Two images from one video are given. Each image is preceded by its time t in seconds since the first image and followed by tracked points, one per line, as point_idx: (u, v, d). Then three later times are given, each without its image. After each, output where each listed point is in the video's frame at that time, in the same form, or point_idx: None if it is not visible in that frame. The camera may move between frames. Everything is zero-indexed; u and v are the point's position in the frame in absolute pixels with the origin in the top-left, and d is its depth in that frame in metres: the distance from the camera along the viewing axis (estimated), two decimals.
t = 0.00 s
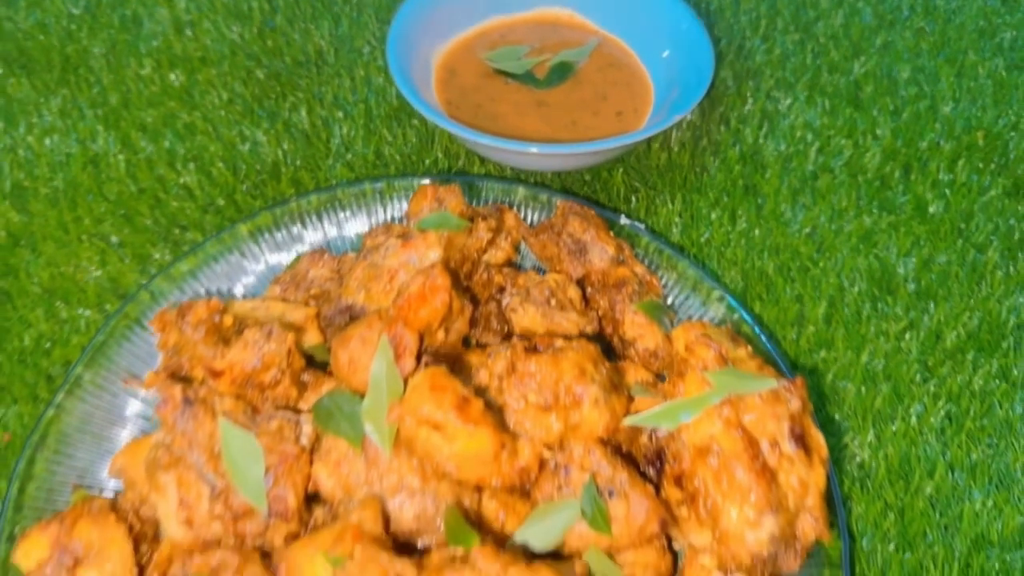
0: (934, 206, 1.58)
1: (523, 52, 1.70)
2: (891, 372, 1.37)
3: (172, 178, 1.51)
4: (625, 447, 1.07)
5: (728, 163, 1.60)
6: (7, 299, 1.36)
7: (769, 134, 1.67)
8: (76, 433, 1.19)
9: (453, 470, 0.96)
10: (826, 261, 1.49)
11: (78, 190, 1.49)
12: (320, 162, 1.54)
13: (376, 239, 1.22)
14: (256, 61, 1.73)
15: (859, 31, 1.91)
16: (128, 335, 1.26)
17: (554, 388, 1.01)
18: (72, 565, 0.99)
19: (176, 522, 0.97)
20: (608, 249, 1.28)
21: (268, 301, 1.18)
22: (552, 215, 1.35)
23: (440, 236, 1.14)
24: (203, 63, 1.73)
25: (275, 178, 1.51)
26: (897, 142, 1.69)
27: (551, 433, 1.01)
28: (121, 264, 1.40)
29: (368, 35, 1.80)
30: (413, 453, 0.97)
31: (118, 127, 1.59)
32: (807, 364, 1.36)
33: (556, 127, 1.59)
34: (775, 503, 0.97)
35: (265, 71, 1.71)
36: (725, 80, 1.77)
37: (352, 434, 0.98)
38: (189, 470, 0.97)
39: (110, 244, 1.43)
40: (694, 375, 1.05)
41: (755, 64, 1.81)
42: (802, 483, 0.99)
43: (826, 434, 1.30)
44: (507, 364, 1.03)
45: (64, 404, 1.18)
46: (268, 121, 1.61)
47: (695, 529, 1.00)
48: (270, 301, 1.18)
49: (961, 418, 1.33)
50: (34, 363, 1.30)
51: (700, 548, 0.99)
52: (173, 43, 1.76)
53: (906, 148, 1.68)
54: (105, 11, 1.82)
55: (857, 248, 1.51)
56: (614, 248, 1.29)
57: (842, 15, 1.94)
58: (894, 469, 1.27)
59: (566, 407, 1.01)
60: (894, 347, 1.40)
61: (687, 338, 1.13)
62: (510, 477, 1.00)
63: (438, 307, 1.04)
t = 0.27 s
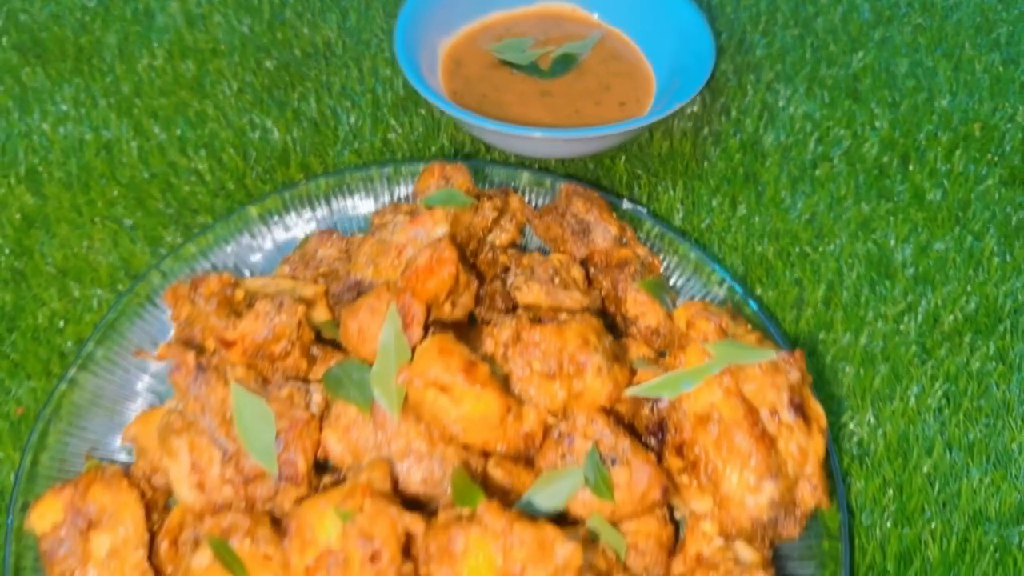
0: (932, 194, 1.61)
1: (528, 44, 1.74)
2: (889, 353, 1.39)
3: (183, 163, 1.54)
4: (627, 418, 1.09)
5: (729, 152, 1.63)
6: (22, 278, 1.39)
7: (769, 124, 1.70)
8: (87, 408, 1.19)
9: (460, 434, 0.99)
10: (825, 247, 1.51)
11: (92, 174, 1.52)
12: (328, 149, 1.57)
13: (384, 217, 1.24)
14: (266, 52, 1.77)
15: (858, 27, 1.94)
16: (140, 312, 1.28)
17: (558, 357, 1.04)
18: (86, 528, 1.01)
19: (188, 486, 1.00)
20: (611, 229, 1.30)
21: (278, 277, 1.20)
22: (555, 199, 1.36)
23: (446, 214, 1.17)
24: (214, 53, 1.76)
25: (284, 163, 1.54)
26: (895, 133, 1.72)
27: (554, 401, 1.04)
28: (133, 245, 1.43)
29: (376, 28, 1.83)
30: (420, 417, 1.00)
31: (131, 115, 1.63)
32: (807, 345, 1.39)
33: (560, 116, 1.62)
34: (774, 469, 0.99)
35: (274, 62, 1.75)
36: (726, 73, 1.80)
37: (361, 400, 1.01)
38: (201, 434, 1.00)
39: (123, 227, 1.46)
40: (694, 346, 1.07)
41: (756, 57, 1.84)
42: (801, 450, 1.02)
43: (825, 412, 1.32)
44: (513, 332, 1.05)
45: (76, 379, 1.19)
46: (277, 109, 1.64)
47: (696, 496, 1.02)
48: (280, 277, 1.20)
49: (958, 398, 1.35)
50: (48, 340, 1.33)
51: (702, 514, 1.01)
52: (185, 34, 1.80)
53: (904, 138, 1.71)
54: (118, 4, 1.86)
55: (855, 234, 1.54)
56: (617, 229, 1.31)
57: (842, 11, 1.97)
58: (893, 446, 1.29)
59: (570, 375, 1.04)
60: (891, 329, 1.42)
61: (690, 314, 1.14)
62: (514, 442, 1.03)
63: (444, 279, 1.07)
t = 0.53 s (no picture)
0: (933, 185, 1.62)
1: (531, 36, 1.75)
2: (892, 340, 1.40)
3: (189, 153, 1.55)
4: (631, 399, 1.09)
5: (731, 143, 1.64)
6: (29, 265, 1.40)
7: (771, 116, 1.71)
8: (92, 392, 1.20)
9: (467, 411, 1.00)
10: (827, 236, 1.52)
11: (98, 164, 1.53)
12: (333, 139, 1.58)
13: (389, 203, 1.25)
14: (271, 45, 1.78)
15: (859, 22, 1.95)
16: (146, 297, 1.28)
17: (563, 336, 1.04)
18: (92, 506, 1.02)
19: (195, 464, 1.00)
20: (614, 216, 1.31)
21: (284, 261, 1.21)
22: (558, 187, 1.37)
23: (452, 197, 1.18)
24: (219, 46, 1.78)
25: (289, 154, 1.55)
26: (896, 125, 1.73)
27: (559, 379, 1.05)
28: (139, 233, 1.44)
29: (380, 22, 1.85)
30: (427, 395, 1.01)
31: (137, 106, 1.64)
32: (809, 333, 1.39)
33: (564, 108, 1.63)
34: (778, 446, 1.00)
35: (279, 55, 1.76)
36: (728, 66, 1.81)
37: (367, 378, 1.02)
38: (207, 412, 1.00)
39: (129, 215, 1.46)
40: (698, 328, 1.07)
41: (757, 51, 1.85)
42: (804, 429, 1.02)
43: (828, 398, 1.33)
44: (518, 312, 1.06)
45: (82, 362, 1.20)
46: (282, 101, 1.65)
47: (700, 475, 1.03)
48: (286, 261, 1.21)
49: (960, 384, 1.36)
50: (54, 326, 1.34)
51: (706, 493, 1.02)
52: (191, 27, 1.81)
53: (905, 131, 1.72)
54: None
55: (857, 224, 1.55)
56: (620, 215, 1.32)
57: (843, 6, 1.99)
58: (895, 432, 1.30)
59: (574, 355, 1.04)
60: (894, 317, 1.43)
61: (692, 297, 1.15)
62: (519, 420, 1.04)
63: (449, 260, 1.07)
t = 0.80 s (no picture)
0: (935, 172, 1.63)
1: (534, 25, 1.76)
2: (895, 324, 1.40)
3: (194, 140, 1.56)
4: (636, 375, 1.10)
5: (734, 131, 1.65)
6: (35, 250, 1.40)
7: (774, 105, 1.71)
8: (96, 373, 1.20)
9: (473, 385, 1.00)
10: (829, 222, 1.53)
11: (104, 151, 1.54)
12: (338, 127, 1.59)
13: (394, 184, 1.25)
14: (275, 36, 1.79)
15: (860, 14, 1.96)
16: (152, 281, 1.28)
17: (568, 312, 1.04)
18: (97, 482, 1.01)
19: (201, 439, 1.00)
20: (618, 198, 1.31)
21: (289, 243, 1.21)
22: (561, 171, 1.37)
23: (457, 177, 1.18)
24: (224, 36, 1.78)
25: (294, 141, 1.56)
26: (897, 114, 1.73)
27: (564, 356, 1.05)
28: (144, 217, 1.44)
29: (383, 12, 1.85)
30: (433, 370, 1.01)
31: (142, 94, 1.65)
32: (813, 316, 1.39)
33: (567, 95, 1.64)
34: (783, 420, 1.00)
35: (283, 45, 1.77)
36: (730, 57, 1.82)
37: (373, 353, 1.02)
38: (214, 387, 1.00)
39: (134, 201, 1.47)
40: (702, 306, 1.08)
41: (759, 42, 1.86)
42: (810, 405, 1.03)
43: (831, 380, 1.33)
44: (523, 288, 1.05)
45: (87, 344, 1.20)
46: (286, 89, 1.66)
47: (705, 451, 1.03)
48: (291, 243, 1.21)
49: (964, 367, 1.36)
50: (60, 309, 1.34)
51: (711, 469, 1.02)
52: (195, 18, 1.82)
53: (907, 120, 1.72)
54: None
55: (860, 211, 1.55)
56: (625, 198, 1.32)
57: None
58: (899, 414, 1.30)
59: (579, 331, 1.04)
60: (897, 301, 1.43)
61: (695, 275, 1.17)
62: (524, 395, 1.04)
63: (454, 239, 1.08)
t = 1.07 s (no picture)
0: (937, 157, 1.63)
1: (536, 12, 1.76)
2: (899, 305, 1.40)
3: (197, 125, 1.56)
4: (641, 349, 1.09)
5: (736, 116, 1.65)
6: (38, 232, 1.40)
7: (776, 90, 1.71)
8: (100, 353, 1.19)
9: (479, 356, 0.99)
10: (832, 206, 1.53)
11: (107, 136, 1.54)
12: (341, 112, 1.59)
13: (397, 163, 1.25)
14: (276, 23, 1.79)
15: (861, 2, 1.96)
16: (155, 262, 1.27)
17: (574, 286, 1.04)
18: (102, 456, 1.01)
19: (206, 412, 1.00)
20: (622, 178, 1.30)
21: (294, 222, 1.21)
22: (565, 153, 1.36)
23: (462, 154, 1.17)
24: (225, 23, 1.78)
25: (298, 126, 1.56)
26: (898, 100, 1.74)
27: (569, 330, 1.05)
28: (147, 201, 1.44)
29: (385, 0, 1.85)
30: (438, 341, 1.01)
31: (145, 81, 1.65)
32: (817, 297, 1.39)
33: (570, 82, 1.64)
34: (789, 391, 1.00)
35: (285, 32, 1.77)
36: (731, 43, 1.82)
37: (378, 326, 1.02)
38: (219, 359, 1.00)
39: (137, 184, 1.47)
40: (707, 281, 1.08)
41: (760, 29, 1.86)
42: (815, 377, 1.03)
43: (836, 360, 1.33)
44: (528, 261, 1.05)
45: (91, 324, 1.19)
46: (289, 75, 1.66)
47: (710, 424, 1.03)
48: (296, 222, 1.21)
49: (968, 347, 1.37)
50: (63, 290, 1.34)
51: (718, 442, 1.01)
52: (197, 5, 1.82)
53: (908, 105, 1.73)
54: None
55: (863, 194, 1.55)
56: (628, 178, 1.32)
57: None
58: (904, 393, 1.30)
59: (584, 305, 1.04)
60: (901, 282, 1.43)
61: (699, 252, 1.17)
62: (529, 369, 1.03)
63: (459, 214, 1.08)
